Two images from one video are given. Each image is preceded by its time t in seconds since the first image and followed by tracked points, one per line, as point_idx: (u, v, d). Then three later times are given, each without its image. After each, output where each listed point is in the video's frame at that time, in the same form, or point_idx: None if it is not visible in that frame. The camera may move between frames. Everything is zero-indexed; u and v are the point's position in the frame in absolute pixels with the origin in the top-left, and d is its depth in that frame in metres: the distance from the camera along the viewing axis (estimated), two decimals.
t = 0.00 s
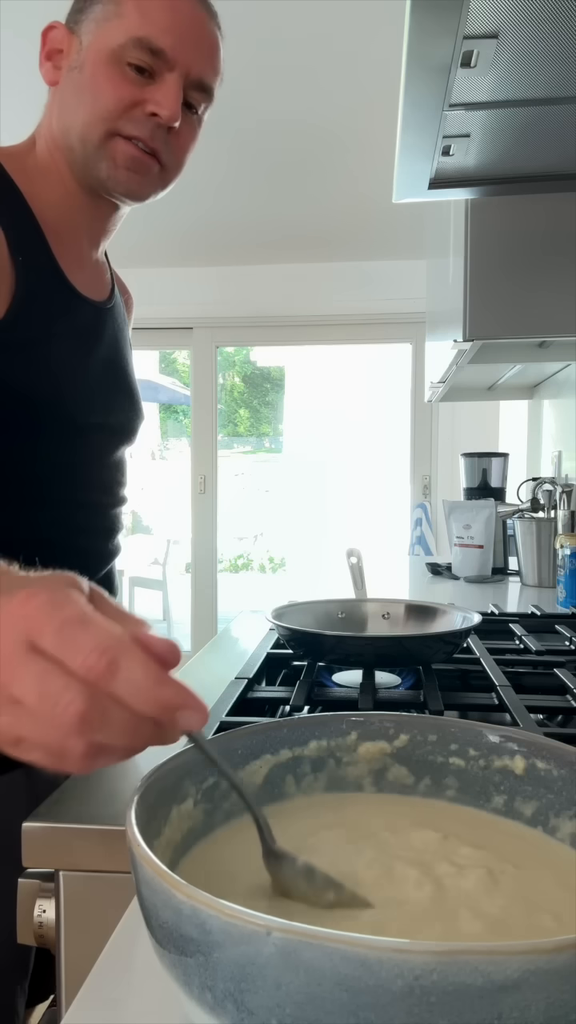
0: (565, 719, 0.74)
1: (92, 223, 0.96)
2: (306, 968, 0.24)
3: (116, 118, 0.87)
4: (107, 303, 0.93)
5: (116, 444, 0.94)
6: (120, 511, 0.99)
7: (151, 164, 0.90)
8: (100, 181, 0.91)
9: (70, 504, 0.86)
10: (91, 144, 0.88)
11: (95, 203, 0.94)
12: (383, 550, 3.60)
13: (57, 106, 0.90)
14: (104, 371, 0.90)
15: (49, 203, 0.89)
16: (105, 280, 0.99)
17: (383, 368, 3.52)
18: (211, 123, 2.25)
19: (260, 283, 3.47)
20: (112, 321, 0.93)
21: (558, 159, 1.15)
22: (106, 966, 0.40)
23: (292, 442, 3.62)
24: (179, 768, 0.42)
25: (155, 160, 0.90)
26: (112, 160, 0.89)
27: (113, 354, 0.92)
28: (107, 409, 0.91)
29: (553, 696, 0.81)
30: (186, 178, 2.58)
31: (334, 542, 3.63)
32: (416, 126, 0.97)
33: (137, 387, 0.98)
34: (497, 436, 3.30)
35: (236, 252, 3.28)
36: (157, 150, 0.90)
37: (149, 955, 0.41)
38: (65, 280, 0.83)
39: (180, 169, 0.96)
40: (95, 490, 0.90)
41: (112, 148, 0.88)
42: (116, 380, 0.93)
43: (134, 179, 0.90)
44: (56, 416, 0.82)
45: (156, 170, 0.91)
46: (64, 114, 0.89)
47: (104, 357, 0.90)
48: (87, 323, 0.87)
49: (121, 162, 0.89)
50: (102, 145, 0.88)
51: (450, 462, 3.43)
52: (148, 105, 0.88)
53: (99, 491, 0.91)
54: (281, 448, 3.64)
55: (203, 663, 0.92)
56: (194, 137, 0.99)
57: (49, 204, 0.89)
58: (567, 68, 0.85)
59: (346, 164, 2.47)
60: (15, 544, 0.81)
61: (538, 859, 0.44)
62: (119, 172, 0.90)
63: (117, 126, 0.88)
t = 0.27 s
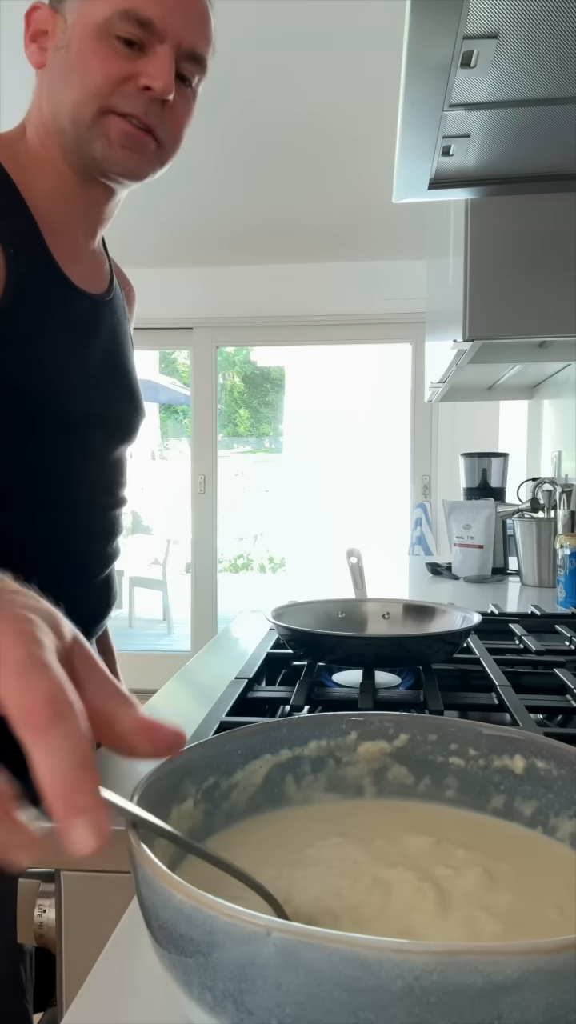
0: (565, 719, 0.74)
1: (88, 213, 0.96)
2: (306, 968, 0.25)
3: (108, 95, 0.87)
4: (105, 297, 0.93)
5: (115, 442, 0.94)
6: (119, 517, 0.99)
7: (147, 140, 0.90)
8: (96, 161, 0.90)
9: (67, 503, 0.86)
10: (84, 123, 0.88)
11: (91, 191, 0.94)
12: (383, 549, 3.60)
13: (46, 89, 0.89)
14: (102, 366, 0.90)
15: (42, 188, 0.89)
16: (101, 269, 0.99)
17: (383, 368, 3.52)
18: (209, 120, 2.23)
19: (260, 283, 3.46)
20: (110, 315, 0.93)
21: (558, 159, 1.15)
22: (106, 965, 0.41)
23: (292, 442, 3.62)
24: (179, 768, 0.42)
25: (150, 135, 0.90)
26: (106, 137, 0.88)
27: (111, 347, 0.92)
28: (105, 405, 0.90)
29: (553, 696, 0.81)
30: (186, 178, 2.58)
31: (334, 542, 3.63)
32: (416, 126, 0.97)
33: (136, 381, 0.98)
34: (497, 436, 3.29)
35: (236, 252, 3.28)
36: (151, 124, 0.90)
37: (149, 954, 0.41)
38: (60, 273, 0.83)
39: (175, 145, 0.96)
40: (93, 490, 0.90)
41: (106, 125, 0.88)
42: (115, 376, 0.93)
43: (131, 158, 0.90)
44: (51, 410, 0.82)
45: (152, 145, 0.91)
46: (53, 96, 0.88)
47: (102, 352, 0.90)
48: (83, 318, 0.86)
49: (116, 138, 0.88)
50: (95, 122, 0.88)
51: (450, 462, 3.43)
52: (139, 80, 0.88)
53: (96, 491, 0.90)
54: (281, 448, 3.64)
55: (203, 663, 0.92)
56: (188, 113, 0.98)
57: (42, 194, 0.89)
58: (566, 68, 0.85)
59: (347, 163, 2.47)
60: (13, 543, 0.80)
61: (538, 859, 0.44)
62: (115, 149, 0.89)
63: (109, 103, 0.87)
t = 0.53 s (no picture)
0: (565, 719, 0.74)
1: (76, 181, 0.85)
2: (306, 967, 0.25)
3: (103, 33, 0.72)
4: (101, 275, 0.85)
5: (113, 438, 0.88)
6: (120, 519, 0.94)
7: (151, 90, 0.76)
8: (92, 115, 0.76)
9: (69, 509, 0.81)
10: (77, 67, 0.73)
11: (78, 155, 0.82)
12: (383, 549, 3.60)
13: (28, 36, 0.75)
14: (96, 356, 0.83)
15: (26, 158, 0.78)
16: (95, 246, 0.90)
17: (383, 368, 3.52)
18: (209, 120, 2.23)
19: (260, 283, 3.46)
20: (108, 297, 0.86)
21: (558, 159, 1.15)
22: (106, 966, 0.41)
23: (293, 442, 3.62)
24: (179, 767, 0.42)
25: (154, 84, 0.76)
26: (104, 83, 0.74)
27: (109, 334, 0.86)
28: (102, 397, 0.84)
29: (553, 696, 0.81)
30: (186, 177, 2.58)
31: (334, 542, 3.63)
32: (415, 126, 0.97)
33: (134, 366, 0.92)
34: (497, 436, 3.29)
35: (236, 252, 3.28)
36: (154, 72, 0.76)
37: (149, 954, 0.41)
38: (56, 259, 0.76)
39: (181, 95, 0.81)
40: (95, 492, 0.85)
41: (103, 67, 0.73)
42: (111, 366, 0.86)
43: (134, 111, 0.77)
44: (44, 411, 0.75)
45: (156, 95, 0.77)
46: (36, 44, 0.74)
47: (97, 341, 0.83)
48: (75, 305, 0.80)
49: (115, 84, 0.74)
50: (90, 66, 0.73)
51: (450, 462, 3.43)
52: (139, 16, 0.73)
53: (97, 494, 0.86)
54: (281, 448, 3.64)
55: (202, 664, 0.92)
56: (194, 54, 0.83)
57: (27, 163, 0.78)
58: (566, 68, 0.85)
59: (347, 164, 2.47)
60: (13, 558, 0.74)
61: (538, 857, 0.44)
62: (114, 96, 0.75)
63: (105, 42, 0.72)
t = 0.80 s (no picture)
0: (565, 719, 0.74)
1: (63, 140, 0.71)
2: (307, 966, 0.24)
3: None
4: (98, 243, 0.68)
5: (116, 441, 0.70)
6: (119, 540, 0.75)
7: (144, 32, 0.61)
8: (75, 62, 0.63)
9: (58, 530, 0.62)
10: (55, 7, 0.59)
11: (63, 106, 0.69)
12: (383, 549, 3.60)
13: None
14: (91, 347, 0.65)
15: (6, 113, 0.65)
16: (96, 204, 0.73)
17: (383, 368, 3.52)
18: (209, 119, 2.23)
19: (260, 283, 3.47)
20: (107, 267, 0.68)
21: (557, 159, 1.15)
22: (105, 965, 0.41)
23: (293, 442, 3.62)
24: (179, 767, 0.42)
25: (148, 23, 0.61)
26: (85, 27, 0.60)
27: (109, 316, 0.68)
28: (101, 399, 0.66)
29: (553, 696, 0.81)
30: (186, 177, 2.58)
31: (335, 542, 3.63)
32: (416, 126, 0.97)
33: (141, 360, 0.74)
34: (497, 436, 3.29)
35: (236, 252, 3.28)
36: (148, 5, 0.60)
37: (150, 954, 0.41)
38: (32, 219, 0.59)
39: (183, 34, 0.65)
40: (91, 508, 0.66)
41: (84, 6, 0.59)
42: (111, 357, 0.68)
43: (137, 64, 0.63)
44: (27, 427, 0.58)
45: (150, 36, 0.62)
46: None
47: (92, 328, 0.65)
48: (61, 284, 0.62)
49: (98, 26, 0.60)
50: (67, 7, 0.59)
51: (450, 463, 3.43)
52: None
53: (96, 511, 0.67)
54: (281, 448, 3.64)
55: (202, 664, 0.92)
56: None
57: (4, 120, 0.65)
58: (566, 68, 0.86)
59: (347, 164, 2.47)
60: None
61: (538, 856, 0.44)
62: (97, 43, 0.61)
63: None
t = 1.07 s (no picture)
0: (565, 719, 0.74)
1: (37, 99, 0.67)
2: (307, 966, 0.25)
3: None
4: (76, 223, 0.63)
5: (107, 425, 0.65)
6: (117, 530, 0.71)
7: None
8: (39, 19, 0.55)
9: (44, 518, 0.60)
10: None
11: (29, 70, 0.65)
12: (383, 549, 3.60)
13: None
14: (74, 322, 0.61)
15: None
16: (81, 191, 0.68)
17: (384, 368, 3.52)
18: (209, 119, 2.23)
19: (260, 282, 3.46)
20: (89, 246, 0.63)
21: (557, 159, 1.15)
22: (106, 966, 0.40)
23: (292, 442, 3.62)
24: (179, 767, 0.42)
25: None
26: None
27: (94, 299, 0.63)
28: (83, 382, 0.62)
29: (552, 696, 0.81)
30: (186, 177, 2.58)
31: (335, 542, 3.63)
32: (415, 126, 0.97)
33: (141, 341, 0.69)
34: (497, 436, 3.29)
35: (236, 252, 3.28)
36: None
37: (150, 954, 0.41)
38: None
39: None
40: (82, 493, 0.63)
41: None
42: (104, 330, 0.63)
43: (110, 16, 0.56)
44: None
45: None
46: None
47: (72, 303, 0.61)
48: (30, 263, 0.59)
49: None
50: None
51: (450, 463, 3.44)
52: None
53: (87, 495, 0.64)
54: (281, 448, 3.64)
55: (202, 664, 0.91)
56: None
57: None
58: (566, 68, 0.85)
59: (347, 164, 2.47)
60: None
61: (538, 856, 0.44)
62: None
63: None
